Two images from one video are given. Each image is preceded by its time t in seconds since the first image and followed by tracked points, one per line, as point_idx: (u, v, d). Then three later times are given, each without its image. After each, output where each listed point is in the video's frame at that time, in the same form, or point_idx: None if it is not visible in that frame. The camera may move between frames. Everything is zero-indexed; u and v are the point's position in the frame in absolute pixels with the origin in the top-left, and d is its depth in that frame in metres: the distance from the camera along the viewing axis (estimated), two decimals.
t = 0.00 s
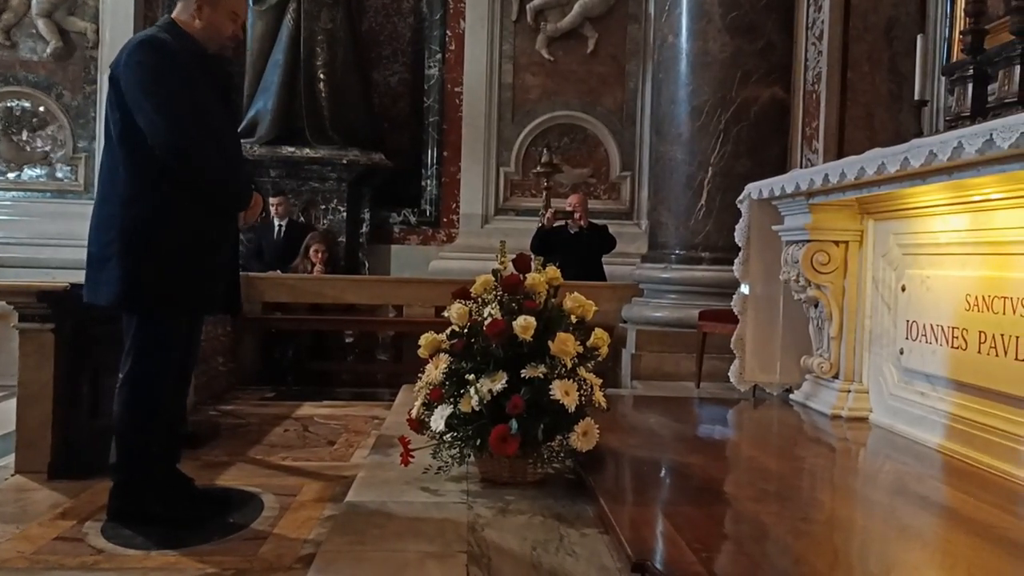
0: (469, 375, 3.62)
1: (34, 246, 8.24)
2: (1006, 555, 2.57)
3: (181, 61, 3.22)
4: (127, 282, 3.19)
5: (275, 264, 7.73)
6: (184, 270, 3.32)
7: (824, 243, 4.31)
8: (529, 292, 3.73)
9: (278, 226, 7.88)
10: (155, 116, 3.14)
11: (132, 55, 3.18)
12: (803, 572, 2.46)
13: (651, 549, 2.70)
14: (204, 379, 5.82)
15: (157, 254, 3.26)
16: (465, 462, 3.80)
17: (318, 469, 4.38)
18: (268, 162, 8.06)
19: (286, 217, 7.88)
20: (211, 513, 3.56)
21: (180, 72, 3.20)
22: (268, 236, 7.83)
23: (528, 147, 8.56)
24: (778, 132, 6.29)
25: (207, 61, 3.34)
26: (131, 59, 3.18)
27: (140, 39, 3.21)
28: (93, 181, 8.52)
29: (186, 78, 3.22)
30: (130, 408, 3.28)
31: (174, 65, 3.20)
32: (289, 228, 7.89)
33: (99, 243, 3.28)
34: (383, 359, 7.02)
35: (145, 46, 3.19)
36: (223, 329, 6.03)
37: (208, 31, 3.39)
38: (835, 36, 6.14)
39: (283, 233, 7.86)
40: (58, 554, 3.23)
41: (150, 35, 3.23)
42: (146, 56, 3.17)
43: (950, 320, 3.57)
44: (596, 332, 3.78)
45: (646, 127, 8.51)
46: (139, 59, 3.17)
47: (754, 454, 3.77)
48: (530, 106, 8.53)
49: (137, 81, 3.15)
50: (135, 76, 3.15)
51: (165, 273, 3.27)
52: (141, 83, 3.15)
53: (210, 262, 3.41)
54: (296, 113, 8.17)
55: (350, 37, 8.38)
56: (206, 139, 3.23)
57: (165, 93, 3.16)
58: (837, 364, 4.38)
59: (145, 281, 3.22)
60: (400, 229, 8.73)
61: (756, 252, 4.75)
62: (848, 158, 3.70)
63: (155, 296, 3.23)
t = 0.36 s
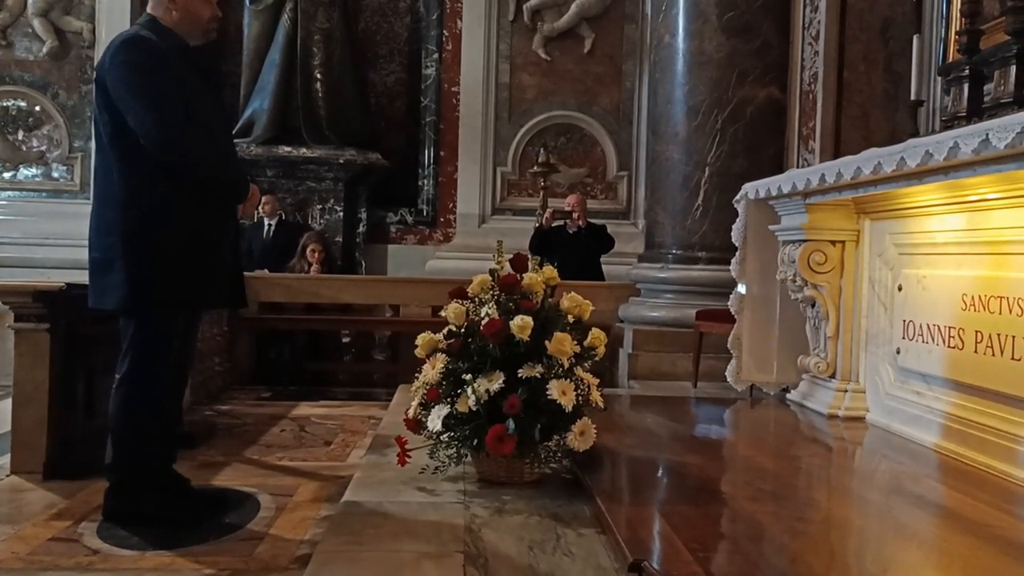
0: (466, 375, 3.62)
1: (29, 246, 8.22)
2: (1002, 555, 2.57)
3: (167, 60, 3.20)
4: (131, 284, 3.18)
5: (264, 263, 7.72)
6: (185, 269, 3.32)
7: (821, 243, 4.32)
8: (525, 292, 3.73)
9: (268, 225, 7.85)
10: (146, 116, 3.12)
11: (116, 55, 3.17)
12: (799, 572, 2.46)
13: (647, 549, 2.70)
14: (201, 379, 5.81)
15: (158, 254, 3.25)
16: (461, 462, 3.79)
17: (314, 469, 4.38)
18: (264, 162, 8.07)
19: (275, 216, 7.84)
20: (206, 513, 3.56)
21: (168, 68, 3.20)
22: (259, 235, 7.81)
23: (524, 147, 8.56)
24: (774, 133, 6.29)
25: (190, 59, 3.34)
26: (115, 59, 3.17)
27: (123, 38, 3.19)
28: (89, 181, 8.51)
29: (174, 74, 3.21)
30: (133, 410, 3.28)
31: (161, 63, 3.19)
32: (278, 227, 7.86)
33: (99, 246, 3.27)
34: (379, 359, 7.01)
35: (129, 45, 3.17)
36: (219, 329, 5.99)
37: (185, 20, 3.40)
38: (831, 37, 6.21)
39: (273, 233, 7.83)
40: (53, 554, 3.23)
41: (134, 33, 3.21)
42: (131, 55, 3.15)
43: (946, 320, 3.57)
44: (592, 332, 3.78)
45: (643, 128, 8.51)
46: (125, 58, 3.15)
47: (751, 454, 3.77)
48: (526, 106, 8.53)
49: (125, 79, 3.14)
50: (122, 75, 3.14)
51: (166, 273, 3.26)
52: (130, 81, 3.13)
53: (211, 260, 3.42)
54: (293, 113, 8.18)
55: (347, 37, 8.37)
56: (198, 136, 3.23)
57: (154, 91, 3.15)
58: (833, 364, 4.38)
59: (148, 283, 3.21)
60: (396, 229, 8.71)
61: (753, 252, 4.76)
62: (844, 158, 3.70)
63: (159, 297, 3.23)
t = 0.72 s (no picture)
0: (467, 375, 3.62)
1: (30, 246, 8.22)
2: (1003, 555, 2.57)
3: (155, 61, 3.20)
4: (129, 286, 3.18)
5: (259, 262, 7.69)
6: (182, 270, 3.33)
7: (821, 243, 4.32)
8: (526, 292, 3.73)
9: (262, 225, 7.87)
10: (138, 118, 3.11)
11: (104, 57, 3.16)
12: (800, 572, 2.46)
13: (648, 549, 2.70)
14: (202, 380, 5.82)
15: (157, 255, 3.26)
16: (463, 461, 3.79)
17: (315, 469, 4.38)
18: (265, 162, 8.06)
19: (269, 216, 7.84)
20: (206, 514, 3.56)
21: (159, 68, 3.20)
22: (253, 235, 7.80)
23: (525, 147, 8.56)
24: (774, 133, 6.29)
25: (180, 59, 3.34)
26: (103, 62, 3.16)
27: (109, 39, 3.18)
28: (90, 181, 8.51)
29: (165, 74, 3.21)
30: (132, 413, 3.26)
31: (149, 64, 3.18)
32: (272, 227, 7.86)
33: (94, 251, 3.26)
34: (380, 359, 7.01)
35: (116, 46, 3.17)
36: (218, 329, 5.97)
37: (171, 17, 3.35)
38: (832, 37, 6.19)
39: (267, 232, 7.84)
40: (54, 554, 3.23)
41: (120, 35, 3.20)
42: (118, 57, 3.14)
43: (947, 319, 3.57)
44: (593, 332, 3.78)
45: (644, 128, 8.51)
46: (113, 61, 3.14)
47: (751, 454, 3.77)
48: (527, 106, 8.53)
49: (114, 81, 3.13)
50: (109, 77, 3.13)
51: (164, 274, 3.27)
52: (118, 82, 3.13)
53: (208, 259, 3.43)
54: (293, 113, 8.18)
55: (348, 37, 8.37)
56: (193, 135, 3.23)
57: (145, 91, 3.15)
58: (834, 364, 4.38)
59: (148, 284, 3.22)
60: (397, 228, 8.71)
61: (754, 252, 4.75)
62: (845, 158, 3.70)
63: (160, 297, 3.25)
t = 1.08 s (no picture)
0: (473, 375, 3.63)
1: (38, 246, 8.23)
2: (1012, 555, 2.56)
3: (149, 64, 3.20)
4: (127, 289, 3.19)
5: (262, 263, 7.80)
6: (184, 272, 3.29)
7: (828, 243, 4.30)
8: (533, 292, 3.73)
9: (264, 226, 7.98)
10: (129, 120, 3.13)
11: (93, 63, 3.16)
12: (807, 571, 2.45)
13: (655, 549, 2.70)
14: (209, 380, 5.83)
15: (157, 256, 3.23)
16: (469, 461, 3.80)
17: (322, 468, 4.39)
18: (272, 162, 8.06)
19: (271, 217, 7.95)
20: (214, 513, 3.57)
21: (156, 72, 3.20)
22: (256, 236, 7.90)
23: (531, 147, 8.56)
24: (782, 134, 6.26)
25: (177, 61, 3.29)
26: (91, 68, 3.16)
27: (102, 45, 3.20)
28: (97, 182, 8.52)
29: (163, 78, 3.22)
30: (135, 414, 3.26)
31: (141, 67, 3.18)
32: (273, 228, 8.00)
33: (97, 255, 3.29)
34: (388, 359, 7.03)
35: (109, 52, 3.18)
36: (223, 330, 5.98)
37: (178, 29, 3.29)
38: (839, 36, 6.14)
39: (269, 232, 7.97)
40: (62, 554, 3.24)
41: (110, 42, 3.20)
42: (106, 63, 3.14)
43: (954, 319, 3.56)
44: (599, 332, 3.78)
45: (650, 127, 8.50)
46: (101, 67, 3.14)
47: (758, 454, 3.77)
48: (533, 106, 8.53)
49: (106, 85, 3.14)
50: (100, 81, 3.14)
51: (165, 275, 3.25)
52: (112, 86, 3.14)
53: (212, 263, 3.40)
54: (300, 112, 8.18)
55: (354, 37, 8.38)
56: (194, 136, 3.27)
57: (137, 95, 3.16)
58: (841, 364, 4.38)
59: (146, 285, 3.21)
60: (403, 228, 8.73)
61: (761, 252, 4.74)
62: (852, 157, 3.69)
63: (158, 299, 3.23)
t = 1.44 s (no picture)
0: (487, 375, 3.63)
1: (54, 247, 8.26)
2: None
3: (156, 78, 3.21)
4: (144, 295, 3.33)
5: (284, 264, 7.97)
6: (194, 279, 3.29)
7: (843, 243, 4.29)
8: (547, 292, 3.73)
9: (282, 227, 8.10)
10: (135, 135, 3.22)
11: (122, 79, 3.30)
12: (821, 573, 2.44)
13: (669, 551, 2.70)
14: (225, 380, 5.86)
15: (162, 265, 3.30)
16: (483, 462, 3.81)
17: (337, 469, 4.41)
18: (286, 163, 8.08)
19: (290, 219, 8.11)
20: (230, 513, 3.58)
21: (167, 85, 3.21)
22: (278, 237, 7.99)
23: (545, 147, 8.55)
24: (796, 133, 6.25)
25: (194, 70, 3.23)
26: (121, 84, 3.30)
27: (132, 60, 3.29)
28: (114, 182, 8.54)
29: (174, 91, 3.22)
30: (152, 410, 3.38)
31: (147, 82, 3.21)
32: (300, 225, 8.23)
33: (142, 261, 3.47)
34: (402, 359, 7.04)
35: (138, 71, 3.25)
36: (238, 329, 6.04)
37: (185, 55, 3.13)
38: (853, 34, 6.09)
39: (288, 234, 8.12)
40: (81, 553, 3.26)
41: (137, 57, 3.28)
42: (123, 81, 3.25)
43: (971, 319, 3.53)
44: (613, 332, 3.77)
45: (664, 127, 8.48)
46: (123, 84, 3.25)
47: (773, 455, 3.76)
48: (547, 106, 8.52)
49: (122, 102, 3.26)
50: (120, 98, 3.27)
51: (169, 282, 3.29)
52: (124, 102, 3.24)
53: (227, 271, 3.38)
54: (314, 113, 8.20)
55: (368, 38, 8.40)
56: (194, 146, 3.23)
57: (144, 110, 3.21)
58: (856, 364, 4.36)
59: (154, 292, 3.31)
60: (417, 229, 8.74)
61: (775, 252, 4.73)
62: (867, 157, 3.67)
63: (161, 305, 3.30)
